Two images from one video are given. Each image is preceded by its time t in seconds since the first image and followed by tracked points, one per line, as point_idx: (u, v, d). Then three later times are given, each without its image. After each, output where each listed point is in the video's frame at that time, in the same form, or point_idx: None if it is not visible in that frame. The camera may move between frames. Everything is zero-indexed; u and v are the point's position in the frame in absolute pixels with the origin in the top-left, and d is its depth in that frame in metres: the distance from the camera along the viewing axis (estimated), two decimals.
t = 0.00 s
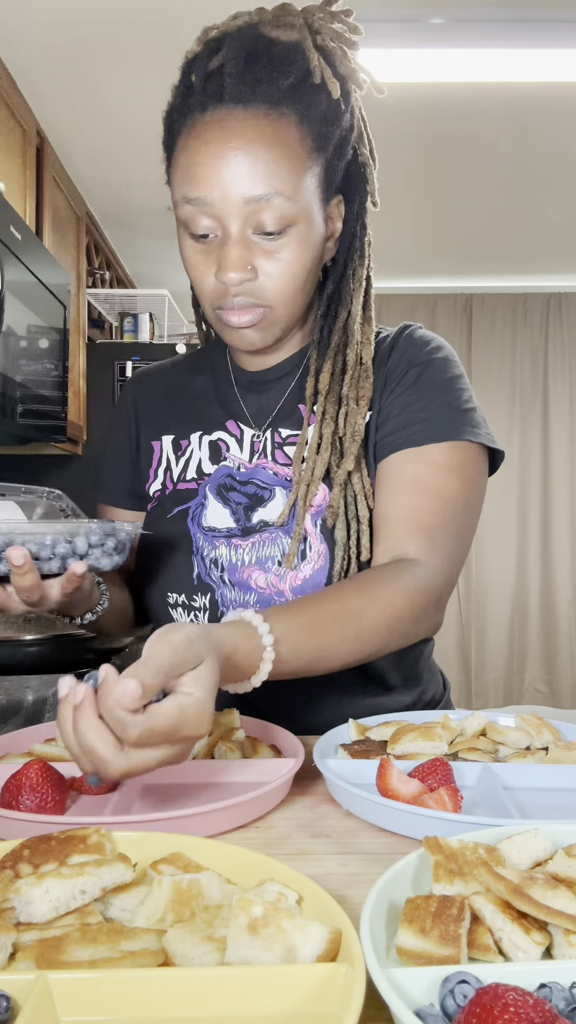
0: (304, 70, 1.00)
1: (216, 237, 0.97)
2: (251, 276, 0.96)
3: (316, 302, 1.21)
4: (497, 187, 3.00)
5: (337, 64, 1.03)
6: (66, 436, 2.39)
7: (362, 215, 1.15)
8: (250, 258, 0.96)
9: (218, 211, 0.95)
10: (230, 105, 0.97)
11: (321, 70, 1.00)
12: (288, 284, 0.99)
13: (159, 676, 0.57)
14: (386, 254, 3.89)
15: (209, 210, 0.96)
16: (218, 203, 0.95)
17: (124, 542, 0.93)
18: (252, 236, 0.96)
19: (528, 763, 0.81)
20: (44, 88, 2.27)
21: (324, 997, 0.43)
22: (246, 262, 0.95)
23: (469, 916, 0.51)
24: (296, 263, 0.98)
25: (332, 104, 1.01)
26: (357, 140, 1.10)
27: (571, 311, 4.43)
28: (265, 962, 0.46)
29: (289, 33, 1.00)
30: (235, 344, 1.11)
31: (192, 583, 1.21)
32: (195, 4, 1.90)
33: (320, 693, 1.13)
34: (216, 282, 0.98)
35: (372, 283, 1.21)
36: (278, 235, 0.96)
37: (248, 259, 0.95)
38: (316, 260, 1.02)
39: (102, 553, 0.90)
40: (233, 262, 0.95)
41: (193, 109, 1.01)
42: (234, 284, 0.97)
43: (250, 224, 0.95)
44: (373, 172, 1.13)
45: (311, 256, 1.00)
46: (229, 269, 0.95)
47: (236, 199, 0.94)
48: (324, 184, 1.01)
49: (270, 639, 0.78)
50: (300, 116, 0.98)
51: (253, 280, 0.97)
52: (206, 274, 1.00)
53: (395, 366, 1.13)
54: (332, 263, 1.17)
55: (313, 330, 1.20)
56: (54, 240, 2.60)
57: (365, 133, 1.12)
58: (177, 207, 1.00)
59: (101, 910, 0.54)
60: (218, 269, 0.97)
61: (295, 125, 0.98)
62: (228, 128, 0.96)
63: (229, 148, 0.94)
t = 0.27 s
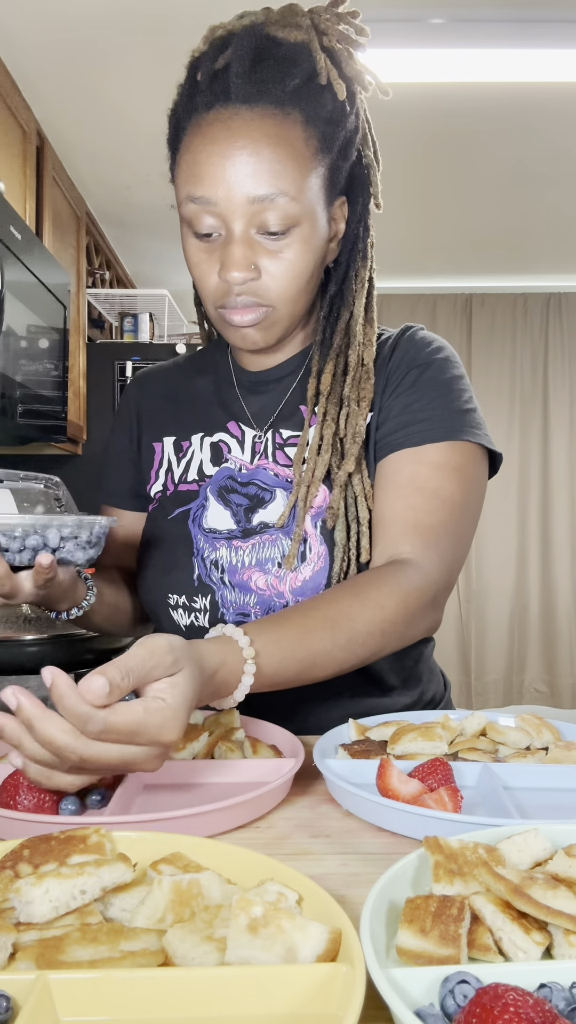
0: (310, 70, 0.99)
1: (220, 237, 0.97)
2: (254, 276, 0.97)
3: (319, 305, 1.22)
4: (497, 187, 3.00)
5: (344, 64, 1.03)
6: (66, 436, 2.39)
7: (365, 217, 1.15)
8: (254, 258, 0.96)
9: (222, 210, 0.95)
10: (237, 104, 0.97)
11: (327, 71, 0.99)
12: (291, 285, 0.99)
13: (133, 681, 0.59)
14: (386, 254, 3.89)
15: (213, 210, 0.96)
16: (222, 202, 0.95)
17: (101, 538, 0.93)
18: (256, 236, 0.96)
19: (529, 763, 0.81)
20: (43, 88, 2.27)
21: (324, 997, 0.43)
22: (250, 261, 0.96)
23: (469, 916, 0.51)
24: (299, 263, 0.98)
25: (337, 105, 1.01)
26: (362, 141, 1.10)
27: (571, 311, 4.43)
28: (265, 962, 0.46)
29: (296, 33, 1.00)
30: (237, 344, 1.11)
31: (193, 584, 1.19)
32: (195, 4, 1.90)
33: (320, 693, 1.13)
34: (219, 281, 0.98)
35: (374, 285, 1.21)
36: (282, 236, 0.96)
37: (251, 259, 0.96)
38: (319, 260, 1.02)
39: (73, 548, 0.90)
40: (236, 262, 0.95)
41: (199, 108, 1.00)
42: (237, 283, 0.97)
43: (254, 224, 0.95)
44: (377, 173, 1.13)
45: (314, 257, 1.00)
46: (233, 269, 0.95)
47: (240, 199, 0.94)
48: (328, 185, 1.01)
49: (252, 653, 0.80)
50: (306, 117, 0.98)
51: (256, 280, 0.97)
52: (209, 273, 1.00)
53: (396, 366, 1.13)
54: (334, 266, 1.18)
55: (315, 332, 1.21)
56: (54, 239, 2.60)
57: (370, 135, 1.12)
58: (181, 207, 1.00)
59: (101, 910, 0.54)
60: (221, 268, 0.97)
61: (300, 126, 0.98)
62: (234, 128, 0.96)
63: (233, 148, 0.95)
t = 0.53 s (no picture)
0: (310, 71, 0.99)
1: (220, 236, 0.97)
2: (255, 276, 0.97)
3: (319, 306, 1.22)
4: (497, 187, 3.00)
5: (343, 67, 1.03)
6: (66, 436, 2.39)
7: (364, 218, 1.15)
8: (254, 258, 0.96)
9: (222, 210, 0.95)
10: (237, 105, 0.97)
11: (327, 72, 0.99)
12: (291, 285, 0.99)
13: (125, 643, 0.61)
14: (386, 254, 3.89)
15: (214, 210, 0.96)
16: (223, 202, 0.95)
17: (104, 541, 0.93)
18: (256, 236, 0.96)
19: (529, 763, 0.81)
20: (43, 88, 2.27)
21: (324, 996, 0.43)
22: (250, 261, 0.96)
23: (469, 916, 0.51)
24: (299, 264, 0.98)
25: (337, 107, 1.01)
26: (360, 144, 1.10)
27: (571, 311, 4.43)
28: (265, 962, 0.46)
29: (296, 34, 1.00)
30: (237, 344, 1.11)
31: (195, 584, 1.19)
32: (195, 4, 1.90)
33: (321, 693, 1.13)
34: (220, 281, 0.98)
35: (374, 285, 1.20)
36: (282, 236, 0.96)
37: (252, 259, 0.96)
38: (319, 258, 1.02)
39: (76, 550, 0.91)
40: (236, 262, 0.95)
41: (199, 108, 1.00)
42: (237, 283, 0.97)
43: (254, 224, 0.95)
44: (376, 176, 1.13)
45: (314, 258, 1.00)
46: (233, 269, 0.96)
47: (241, 199, 0.94)
48: (328, 186, 1.01)
49: (250, 640, 0.79)
50: (306, 117, 0.98)
51: (256, 280, 0.97)
52: (210, 273, 1.00)
53: (396, 366, 1.13)
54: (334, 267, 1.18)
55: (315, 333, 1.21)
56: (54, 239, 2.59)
57: (368, 137, 1.12)
58: (182, 207, 1.00)
59: (101, 910, 0.54)
60: (221, 268, 0.97)
61: (301, 126, 0.97)
62: (235, 128, 0.96)
63: (234, 149, 0.94)
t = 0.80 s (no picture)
0: (310, 71, 0.99)
1: (220, 237, 0.98)
2: (255, 277, 0.97)
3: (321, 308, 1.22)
4: (497, 186, 3.00)
5: (343, 68, 1.03)
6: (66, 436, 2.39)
7: (364, 219, 1.15)
8: (255, 258, 0.96)
9: (223, 211, 0.96)
10: (237, 106, 0.97)
11: (327, 72, 0.99)
12: (291, 285, 0.99)
13: (147, 623, 0.60)
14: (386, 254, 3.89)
15: (214, 211, 0.96)
16: (223, 203, 0.95)
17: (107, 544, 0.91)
18: (256, 237, 0.96)
19: (529, 763, 0.81)
20: (43, 88, 2.27)
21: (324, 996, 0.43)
22: (251, 262, 0.96)
23: (468, 916, 0.51)
24: (299, 264, 0.98)
25: (337, 108, 1.01)
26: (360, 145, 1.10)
27: (571, 311, 4.43)
28: (265, 962, 0.46)
29: (296, 35, 1.00)
30: (238, 344, 1.11)
31: (197, 585, 1.19)
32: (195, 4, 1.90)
33: (322, 694, 1.13)
34: (220, 282, 0.98)
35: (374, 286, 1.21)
36: (282, 236, 0.97)
37: (252, 259, 0.96)
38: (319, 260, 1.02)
39: (80, 550, 0.89)
40: (237, 262, 0.95)
41: (199, 109, 1.00)
42: (238, 284, 0.97)
43: (255, 224, 0.96)
44: (375, 177, 1.13)
45: (314, 258, 1.00)
46: (234, 270, 0.96)
47: (241, 200, 0.95)
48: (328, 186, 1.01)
49: (265, 631, 0.79)
50: (306, 118, 0.98)
51: (257, 281, 0.97)
52: (210, 274, 1.00)
53: (397, 368, 1.13)
54: (334, 269, 1.18)
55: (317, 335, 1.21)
56: (53, 240, 2.59)
57: (368, 138, 1.12)
58: (182, 207, 1.00)
59: (101, 910, 0.54)
60: (222, 269, 0.97)
61: (300, 127, 0.98)
62: (235, 129, 0.96)
63: (234, 149, 0.95)
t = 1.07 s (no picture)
0: (312, 72, 1.00)
1: (222, 237, 0.97)
2: (257, 278, 0.97)
3: (324, 309, 1.22)
4: (497, 186, 3.00)
5: (346, 67, 1.04)
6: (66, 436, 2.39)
7: (366, 220, 1.15)
8: (257, 260, 0.96)
9: (225, 212, 0.95)
10: (238, 106, 0.97)
11: (329, 75, 1.00)
12: (293, 286, 0.99)
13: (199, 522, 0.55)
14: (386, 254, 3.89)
15: (215, 211, 0.95)
16: (225, 204, 0.94)
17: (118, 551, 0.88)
18: (258, 238, 0.96)
19: (529, 763, 0.81)
20: (43, 88, 2.27)
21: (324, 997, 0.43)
22: (252, 263, 0.95)
23: (468, 916, 0.51)
24: (301, 265, 0.98)
25: (339, 109, 1.01)
26: (362, 144, 1.10)
27: (571, 311, 4.43)
28: (265, 962, 0.46)
29: (298, 34, 1.01)
30: (239, 345, 1.11)
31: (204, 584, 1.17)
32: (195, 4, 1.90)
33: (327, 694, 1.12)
34: (222, 283, 0.98)
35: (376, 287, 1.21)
36: (284, 238, 0.96)
37: (254, 260, 0.95)
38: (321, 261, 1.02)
39: (94, 551, 0.86)
40: (239, 264, 0.95)
41: (201, 110, 1.00)
42: (239, 285, 0.97)
43: (257, 226, 0.95)
44: (377, 177, 1.14)
45: (316, 259, 1.00)
46: (236, 271, 0.95)
47: (243, 201, 0.94)
48: (331, 187, 1.01)
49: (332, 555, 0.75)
50: (308, 118, 0.98)
51: (258, 282, 0.97)
52: (212, 274, 1.00)
53: (405, 371, 1.13)
54: (337, 270, 1.19)
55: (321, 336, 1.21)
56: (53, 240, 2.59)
57: (371, 137, 1.12)
58: (184, 207, 0.99)
59: (101, 910, 0.54)
60: (224, 270, 0.97)
61: (303, 127, 0.97)
62: (237, 129, 0.96)
63: (237, 151, 0.94)
